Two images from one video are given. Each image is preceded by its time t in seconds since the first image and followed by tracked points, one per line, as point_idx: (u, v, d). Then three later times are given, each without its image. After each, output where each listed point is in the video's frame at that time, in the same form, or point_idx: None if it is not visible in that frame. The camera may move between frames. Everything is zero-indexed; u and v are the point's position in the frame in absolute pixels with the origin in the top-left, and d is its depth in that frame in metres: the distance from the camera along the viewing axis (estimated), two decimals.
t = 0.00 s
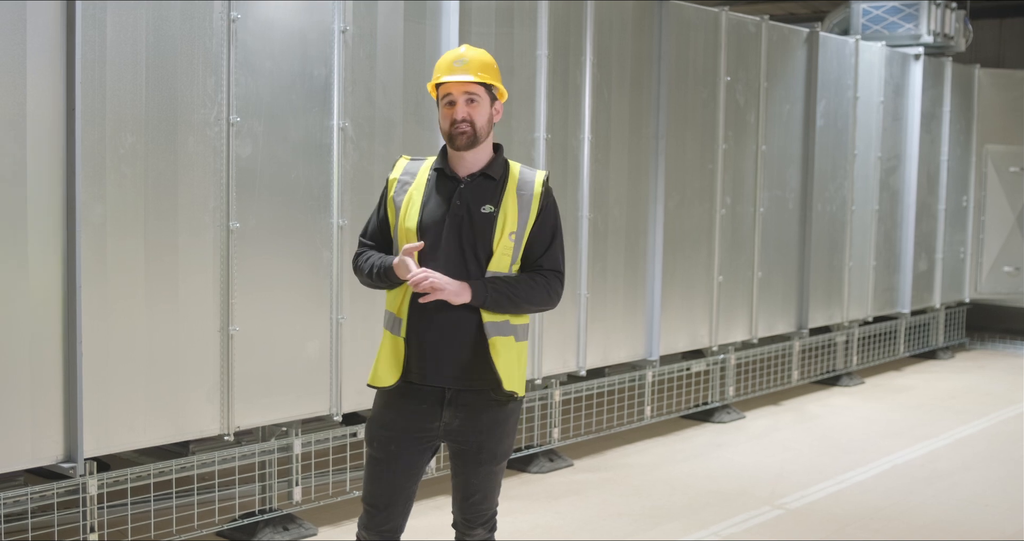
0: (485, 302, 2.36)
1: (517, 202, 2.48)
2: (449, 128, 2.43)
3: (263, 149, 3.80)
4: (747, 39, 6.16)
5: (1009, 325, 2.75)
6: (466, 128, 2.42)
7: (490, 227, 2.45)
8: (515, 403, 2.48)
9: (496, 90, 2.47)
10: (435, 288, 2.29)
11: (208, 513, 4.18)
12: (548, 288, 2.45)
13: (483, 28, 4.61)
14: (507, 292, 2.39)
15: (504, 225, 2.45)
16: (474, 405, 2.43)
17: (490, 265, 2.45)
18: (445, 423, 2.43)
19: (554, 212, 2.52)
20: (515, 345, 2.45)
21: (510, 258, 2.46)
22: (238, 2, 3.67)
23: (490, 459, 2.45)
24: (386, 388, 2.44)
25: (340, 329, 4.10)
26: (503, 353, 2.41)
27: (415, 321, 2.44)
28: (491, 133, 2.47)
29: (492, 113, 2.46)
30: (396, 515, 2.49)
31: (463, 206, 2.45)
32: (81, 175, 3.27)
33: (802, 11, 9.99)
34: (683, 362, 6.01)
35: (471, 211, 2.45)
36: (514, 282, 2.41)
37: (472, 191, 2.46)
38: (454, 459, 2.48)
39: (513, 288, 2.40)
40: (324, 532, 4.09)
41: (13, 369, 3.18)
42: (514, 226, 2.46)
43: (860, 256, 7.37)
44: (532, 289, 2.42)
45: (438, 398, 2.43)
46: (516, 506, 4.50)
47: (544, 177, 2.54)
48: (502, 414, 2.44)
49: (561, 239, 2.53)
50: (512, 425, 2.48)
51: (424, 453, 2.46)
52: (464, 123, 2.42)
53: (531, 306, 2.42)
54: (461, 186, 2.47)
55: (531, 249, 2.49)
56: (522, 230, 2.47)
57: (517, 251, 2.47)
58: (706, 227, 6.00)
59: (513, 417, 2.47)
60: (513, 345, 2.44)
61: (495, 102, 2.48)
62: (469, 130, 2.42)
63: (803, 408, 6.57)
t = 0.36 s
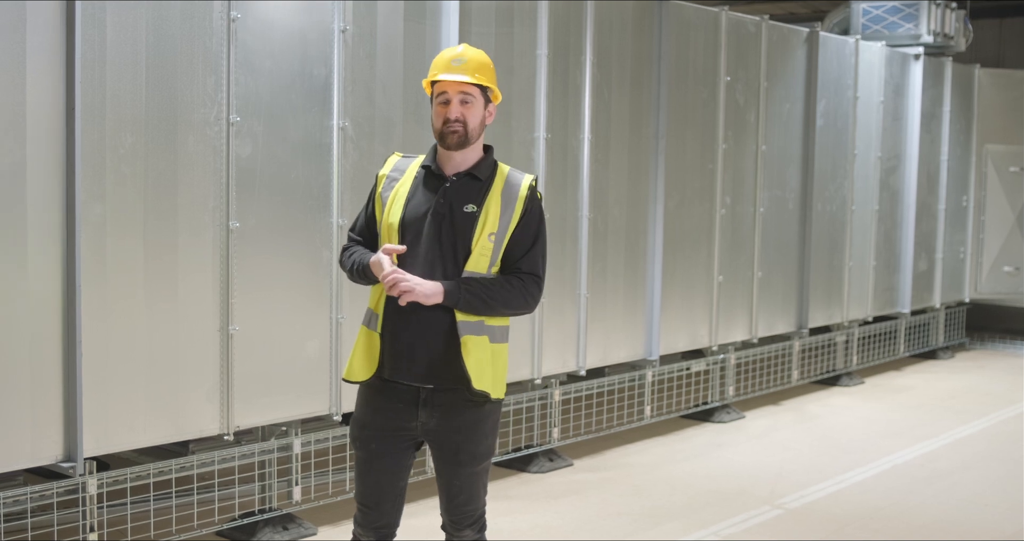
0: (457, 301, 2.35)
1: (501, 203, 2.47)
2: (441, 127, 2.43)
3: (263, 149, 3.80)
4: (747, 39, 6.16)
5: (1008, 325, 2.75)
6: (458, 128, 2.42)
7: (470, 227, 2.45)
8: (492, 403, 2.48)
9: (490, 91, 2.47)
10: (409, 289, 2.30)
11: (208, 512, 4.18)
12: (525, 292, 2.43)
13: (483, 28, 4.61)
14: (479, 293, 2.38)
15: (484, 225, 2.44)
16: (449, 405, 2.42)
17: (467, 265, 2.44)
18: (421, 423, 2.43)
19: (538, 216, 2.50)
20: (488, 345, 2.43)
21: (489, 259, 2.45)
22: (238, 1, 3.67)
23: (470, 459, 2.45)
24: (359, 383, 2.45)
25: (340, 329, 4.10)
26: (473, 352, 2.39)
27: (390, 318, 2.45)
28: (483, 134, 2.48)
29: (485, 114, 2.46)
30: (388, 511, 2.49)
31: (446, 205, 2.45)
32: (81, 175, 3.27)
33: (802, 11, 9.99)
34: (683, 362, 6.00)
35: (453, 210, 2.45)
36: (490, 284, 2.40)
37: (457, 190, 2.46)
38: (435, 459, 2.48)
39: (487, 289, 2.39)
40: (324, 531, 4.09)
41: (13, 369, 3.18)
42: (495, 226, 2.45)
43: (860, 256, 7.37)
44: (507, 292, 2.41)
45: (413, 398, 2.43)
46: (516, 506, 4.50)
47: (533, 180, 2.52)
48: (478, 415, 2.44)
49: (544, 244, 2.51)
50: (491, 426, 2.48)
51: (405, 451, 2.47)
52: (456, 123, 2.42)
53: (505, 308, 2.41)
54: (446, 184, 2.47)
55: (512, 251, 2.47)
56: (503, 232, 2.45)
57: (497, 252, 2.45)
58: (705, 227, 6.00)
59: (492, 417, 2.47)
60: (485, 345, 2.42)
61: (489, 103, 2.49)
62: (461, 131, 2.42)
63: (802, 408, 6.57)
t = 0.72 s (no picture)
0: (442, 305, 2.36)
1: (488, 203, 2.47)
2: (432, 121, 2.42)
3: (263, 148, 3.80)
4: (747, 38, 6.16)
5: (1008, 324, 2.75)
6: (448, 124, 2.41)
7: (456, 226, 2.44)
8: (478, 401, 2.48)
9: (482, 92, 2.47)
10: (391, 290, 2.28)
11: (208, 511, 4.18)
12: (510, 294, 2.43)
13: (483, 27, 4.60)
14: (466, 295, 2.38)
15: (470, 226, 2.44)
16: (435, 404, 2.43)
17: (453, 267, 2.44)
18: (407, 422, 2.44)
19: (525, 218, 2.51)
20: (472, 345, 2.43)
21: (475, 259, 2.45)
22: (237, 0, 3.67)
23: (458, 457, 2.46)
24: (340, 379, 2.45)
25: (340, 328, 4.09)
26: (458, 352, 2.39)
27: (375, 318, 2.45)
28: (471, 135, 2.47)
29: (475, 114, 2.46)
30: (382, 509, 2.49)
31: (432, 204, 2.45)
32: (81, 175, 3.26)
33: (802, 11, 10.00)
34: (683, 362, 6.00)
35: (440, 209, 2.45)
36: (474, 285, 2.40)
37: (443, 188, 2.46)
38: (423, 458, 2.49)
39: (472, 291, 2.39)
40: (324, 531, 4.09)
41: (14, 368, 3.18)
42: (482, 227, 2.45)
43: (860, 256, 7.37)
44: (493, 293, 2.41)
45: (398, 396, 2.43)
46: (515, 505, 4.49)
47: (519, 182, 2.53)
48: (464, 413, 2.45)
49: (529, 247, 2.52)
50: (478, 423, 2.48)
51: (393, 450, 2.47)
52: (448, 118, 2.41)
53: (491, 310, 2.41)
54: (433, 182, 2.46)
55: (497, 252, 2.48)
56: (489, 232, 2.45)
57: (482, 253, 2.45)
58: (705, 227, 6.00)
59: (478, 415, 2.48)
60: (469, 344, 2.42)
61: (480, 104, 2.49)
62: (451, 127, 2.41)
63: (803, 408, 6.57)
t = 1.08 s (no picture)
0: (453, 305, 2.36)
1: (489, 202, 2.48)
2: (430, 124, 2.42)
3: (264, 148, 3.80)
4: (748, 38, 6.16)
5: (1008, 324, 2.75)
6: (447, 126, 2.41)
7: (459, 226, 2.45)
8: (480, 400, 2.49)
9: (477, 90, 2.48)
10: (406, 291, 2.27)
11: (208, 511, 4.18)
12: (514, 293, 2.45)
13: (484, 27, 4.60)
14: (473, 295, 2.39)
15: (474, 225, 2.45)
16: (439, 403, 2.44)
17: (458, 266, 2.44)
18: (410, 422, 2.44)
19: (523, 215, 2.53)
20: (479, 344, 2.44)
21: (478, 259, 2.46)
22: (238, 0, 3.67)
23: (461, 457, 2.47)
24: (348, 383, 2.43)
25: (341, 328, 4.10)
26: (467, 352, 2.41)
27: (381, 320, 2.43)
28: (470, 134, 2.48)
29: (472, 113, 2.47)
30: (381, 508, 2.49)
31: (434, 204, 2.45)
32: (81, 174, 3.26)
33: (803, 11, 10.00)
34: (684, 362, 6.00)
35: (443, 210, 2.44)
36: (480, 285, 2.41)
37: (444, 188, 2.46)
38: (425, 458, 2.49)
39: (479, 291, 2.40)
40: (325, 531, 4.09)
41: (14, 368, 3.18)
42: (485, 226, 2.46)
43: (860, 256, 7.37)
44: (500, 292, 2.43)
45: (401, 396, 2.44)
46: (516, 505, 4.49)
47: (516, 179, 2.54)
48: (467, 413, 2.46)
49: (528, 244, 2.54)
50: (480, 423, 2.50)
51: (395, 449, 2.48)
52: (446, 120, 2.41)
53: (497, 309, 2.43)
54: (434, 182, 2.46)
55: (498, 251, 2.49)
56: (492, 231, 2.47)
57: (486, 253, 2.47)
58: (706, 226, 6.00)
59: (480, 414, 2.49)
60: (477, 344, 2.43)
61: (475, 102, 2.49)
62: (450, 128, 2.41)
63: (803, 408, 6.56)
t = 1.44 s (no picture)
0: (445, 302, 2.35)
1: (479, 197, 2.47)
2: (416, 119, 2.43)
3: (264, 147, 3.80)
4: (748, 37, 6.15)
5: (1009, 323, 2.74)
6: (433, 123, 2.42)
7: (449, 223, 2.44)
8: (475, 401, 2.48)
9: (468, 91, 2.48)
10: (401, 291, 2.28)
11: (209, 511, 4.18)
12: (509, 290, 2.44)
13: (484, 27, 4.60)
14: (466, 292, 2.38)
15: (464, 222, 2.44)
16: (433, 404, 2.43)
17: (449, 263, 2.44)
18: (405, 423, 2.44)
19: (516, 209, 2.52)
20: (473, 341, 2.43)
21: (471, 255, 2.46)
22: None
23: (457, 457, 2.46)
24: (341, 384, 2.45)
25: (341, 328, 4.10)
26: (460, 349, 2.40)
27: (373, 322, 2.44)
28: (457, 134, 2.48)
29: (462, 113, 2.47)
30: (380, 508, 2.50)
31: (423, 202, 2.44)
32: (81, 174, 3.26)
33: (803, 10, 10.00)
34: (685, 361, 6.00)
35: (432, 208, 2.44)
36: (474, 283, 2.40)
37: (433, 186, 2.45)
38: (421, 458, 2.49)
39: (473, 288, 2.39)
40: (325, 531, 4.08)
41: (15, 367, 3.18)
42: (476, 221, 2.45)
43: (861, 255, 7.36)
44: (493, 289, 2.42)
45: (395, 397, 2.43)
46: (516, 505, 4.49)
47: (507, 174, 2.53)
48: (462, 414, 2.45)
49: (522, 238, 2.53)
50: (475, 423, 2.49)
51: (392, 450, 2.48)
52: (432, 118, 2.42)
53: (491, 306, 2.42)
54: (422, 180, 2.46)
55: (491, 247, 2.49)
56: (482, 228, 2.46)
57: (478, 248, 2.46)
58: (707, 226, 5.99)
59: (475, 415, 2.48)
60: (470, 341, 2.42)
61: (467, 102, 2.49)
62: (436, 126, 2.42)
63: (804, 407, 6.56)
